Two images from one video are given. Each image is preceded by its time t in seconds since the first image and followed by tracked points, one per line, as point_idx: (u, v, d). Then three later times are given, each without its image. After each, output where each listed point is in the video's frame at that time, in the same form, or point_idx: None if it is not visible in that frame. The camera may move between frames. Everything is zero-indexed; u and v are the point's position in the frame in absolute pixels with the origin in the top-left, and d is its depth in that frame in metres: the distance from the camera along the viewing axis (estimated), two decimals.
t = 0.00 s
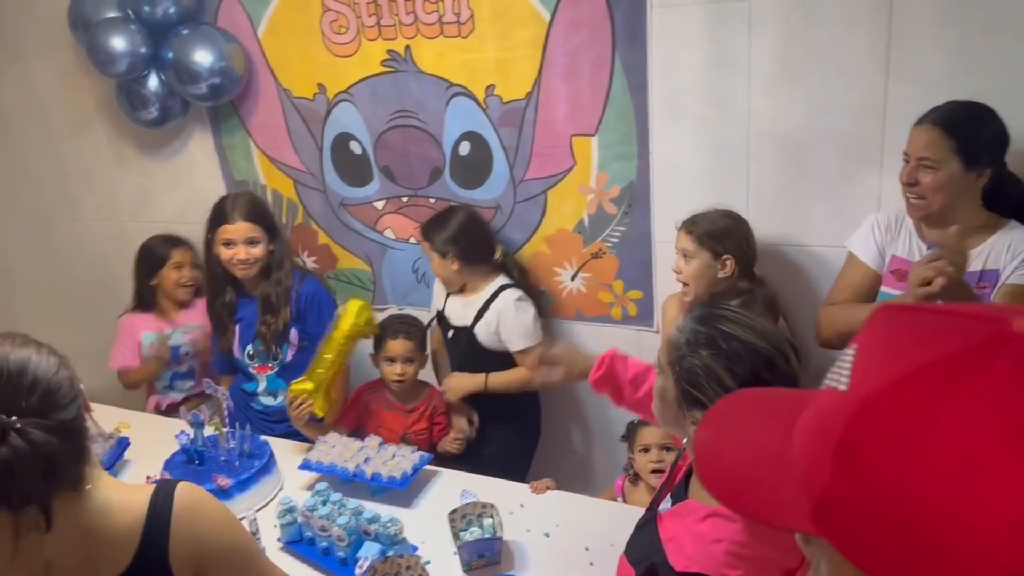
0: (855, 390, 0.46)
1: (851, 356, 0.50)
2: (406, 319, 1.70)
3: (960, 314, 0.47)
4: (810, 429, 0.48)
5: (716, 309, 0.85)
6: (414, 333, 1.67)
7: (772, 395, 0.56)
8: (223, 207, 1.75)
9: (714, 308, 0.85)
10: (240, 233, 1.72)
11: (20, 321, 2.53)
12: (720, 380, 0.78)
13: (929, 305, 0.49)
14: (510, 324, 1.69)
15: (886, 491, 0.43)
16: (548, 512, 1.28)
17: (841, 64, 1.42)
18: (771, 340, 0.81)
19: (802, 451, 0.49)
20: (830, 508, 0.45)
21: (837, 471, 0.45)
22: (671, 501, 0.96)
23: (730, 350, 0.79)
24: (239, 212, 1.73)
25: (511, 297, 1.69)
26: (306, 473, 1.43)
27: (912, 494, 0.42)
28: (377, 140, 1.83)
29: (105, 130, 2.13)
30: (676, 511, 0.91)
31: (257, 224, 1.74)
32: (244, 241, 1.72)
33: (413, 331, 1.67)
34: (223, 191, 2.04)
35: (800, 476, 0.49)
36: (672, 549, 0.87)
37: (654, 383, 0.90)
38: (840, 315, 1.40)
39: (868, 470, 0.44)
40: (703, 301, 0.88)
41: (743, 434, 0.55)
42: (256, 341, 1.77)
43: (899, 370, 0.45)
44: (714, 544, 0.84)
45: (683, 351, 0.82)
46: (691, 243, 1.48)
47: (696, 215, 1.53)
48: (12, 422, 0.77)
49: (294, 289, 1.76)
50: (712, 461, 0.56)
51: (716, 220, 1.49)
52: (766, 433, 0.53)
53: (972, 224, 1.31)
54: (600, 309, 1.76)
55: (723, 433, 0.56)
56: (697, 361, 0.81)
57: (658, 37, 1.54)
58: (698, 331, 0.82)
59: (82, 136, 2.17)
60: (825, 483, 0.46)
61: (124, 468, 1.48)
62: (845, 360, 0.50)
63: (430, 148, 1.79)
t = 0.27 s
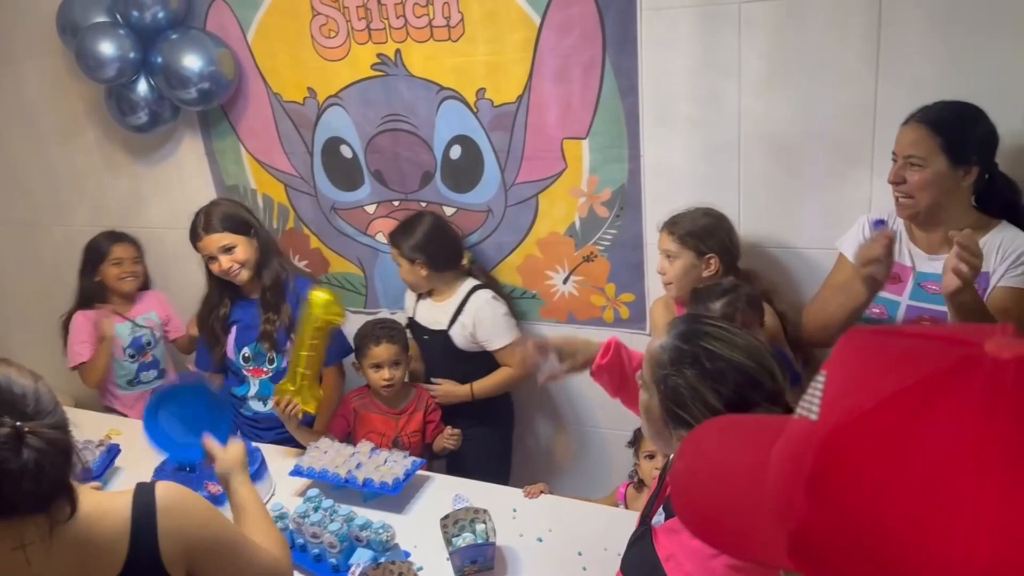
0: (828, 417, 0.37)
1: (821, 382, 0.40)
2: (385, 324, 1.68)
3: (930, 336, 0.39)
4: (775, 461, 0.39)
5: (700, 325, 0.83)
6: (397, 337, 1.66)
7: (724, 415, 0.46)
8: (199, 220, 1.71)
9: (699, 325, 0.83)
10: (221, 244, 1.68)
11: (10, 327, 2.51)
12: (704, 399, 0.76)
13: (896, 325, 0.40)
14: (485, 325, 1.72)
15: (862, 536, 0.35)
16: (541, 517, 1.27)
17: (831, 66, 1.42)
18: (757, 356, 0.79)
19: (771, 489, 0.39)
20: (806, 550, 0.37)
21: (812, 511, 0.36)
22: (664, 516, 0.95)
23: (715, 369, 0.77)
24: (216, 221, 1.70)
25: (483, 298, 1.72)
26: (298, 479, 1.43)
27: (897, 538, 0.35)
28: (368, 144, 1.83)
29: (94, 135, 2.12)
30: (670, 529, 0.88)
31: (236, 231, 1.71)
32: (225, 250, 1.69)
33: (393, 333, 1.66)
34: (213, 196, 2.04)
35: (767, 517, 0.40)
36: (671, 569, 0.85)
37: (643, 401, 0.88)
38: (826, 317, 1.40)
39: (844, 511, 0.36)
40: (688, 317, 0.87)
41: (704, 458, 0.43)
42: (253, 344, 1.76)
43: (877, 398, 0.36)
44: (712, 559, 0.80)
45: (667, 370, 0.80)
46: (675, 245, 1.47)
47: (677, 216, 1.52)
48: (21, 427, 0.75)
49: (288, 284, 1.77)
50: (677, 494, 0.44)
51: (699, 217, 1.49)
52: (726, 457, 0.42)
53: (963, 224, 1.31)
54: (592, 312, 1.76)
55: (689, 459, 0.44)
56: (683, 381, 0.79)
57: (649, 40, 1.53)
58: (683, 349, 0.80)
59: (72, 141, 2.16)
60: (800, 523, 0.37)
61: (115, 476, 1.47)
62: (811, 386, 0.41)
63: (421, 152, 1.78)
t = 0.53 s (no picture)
0: (836, 426, 0.38)
1: (831, 387, 0.41)
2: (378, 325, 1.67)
3: (941, 340, 0.40)
4: (783, 468, 0.40)
5: (693, 337, 0.83)
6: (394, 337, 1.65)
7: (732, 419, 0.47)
8: (213, 213, 1.72)
9: (690, 337, 0.82)
10: (229, 241, 1.69)
11: (9, 331, 2.51)
12: (698, 416, 0.76)
13: (906, 330, 0.41)
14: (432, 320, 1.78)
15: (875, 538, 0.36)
16: (542, 517, 1.27)
17: (827, 65, 1.42)
18: (749, 369, 0.78)
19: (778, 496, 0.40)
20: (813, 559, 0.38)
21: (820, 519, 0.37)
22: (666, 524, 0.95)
23: (707, 384, 0.77)
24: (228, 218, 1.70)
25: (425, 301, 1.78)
26: (298, 482, 1.43)
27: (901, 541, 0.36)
28: (366, 147, 1.83)
29: (92, 138, 2.12)
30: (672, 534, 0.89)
31: (246, 232, 1.71)
32: (231, 248, 1.69)
33: (394, 337, 1.65)
34: (211, 199, 2.04)
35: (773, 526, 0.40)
36: None
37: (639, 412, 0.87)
38: (824, 323, 1.40)
39: (853, 517, 0.36)
40: (681, 327, 0.86)
41: (709, 461, 0.44)
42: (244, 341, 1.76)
43: (885, 405, 0.37)
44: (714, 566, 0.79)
45: (660, 386, 0.80)
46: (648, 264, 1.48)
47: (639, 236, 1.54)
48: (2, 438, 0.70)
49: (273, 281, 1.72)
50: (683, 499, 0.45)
51: (662, 233, 1.51)
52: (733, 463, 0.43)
53: (950, 221, 1.31)
54: (591, 313, 1.76)
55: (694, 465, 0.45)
56: (676, 397, 0.78)
57: (646, 41, 1.54)
58: (674, 363, 0.80)
59: (70, 144, 2.16)
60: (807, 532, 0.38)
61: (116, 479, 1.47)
62: (821, 391, 0.42)
63: (419, 154, 1.79)
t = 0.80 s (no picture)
0: (850, 407, 0.37)
1: (845, 372, 0.40)
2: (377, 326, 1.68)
3: (955, 323, 0.39)
4: (795, 454, 0.39)
5: (698, 340, 0.83)
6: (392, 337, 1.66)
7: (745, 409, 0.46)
8: (213, 213, 1.70)
9: (694, 340, 0.83)
10: (230, 240, 1.68)
11: (11, 332, 2.51)
12: (702, 423, 0.76)
13: (919, 314, 0.41)
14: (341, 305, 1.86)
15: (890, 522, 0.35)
16: (545, 515, 1.27)
17: (827, 63, 1.42)
18: (753, 374, 0.78)
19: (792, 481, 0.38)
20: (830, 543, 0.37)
21: (834, 502, 0.36)
22: (667, 526, 0.95)
23: (711, 391, 0.77)
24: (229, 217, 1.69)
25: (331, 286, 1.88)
26: (301, 481, 1.43)
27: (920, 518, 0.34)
28: (367, 146, 1.83)
29: (93, 140, 2.12)
30: (673, 536, 0.89)
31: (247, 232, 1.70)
32: (231, 247, 1.68)
33: (394, 337, 1.67)
34: (212, 200, 2.04)
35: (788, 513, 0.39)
36: None
37: (642, 413, 0.88)
38: (824, 325, 1.40)
39: (869, 499, 0.35)
40: (686, 329, 0.86)
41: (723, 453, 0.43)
42: (247, 351, 1.76)
43: (898, 383, 0.36)
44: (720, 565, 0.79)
45: (665, 391, 0.81)
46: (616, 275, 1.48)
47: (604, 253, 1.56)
48: None
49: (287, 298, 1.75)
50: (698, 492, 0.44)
51: (625, 246, 1.53)
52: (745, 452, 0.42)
53: (940, 214, 1.31)
54: (593, 312, 1.76)
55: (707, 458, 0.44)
56: (681, 402, 0.79)
57: (646, 39, 1.54)
58: (679, 368, 0.80)
59: (70, 146, 2.16)
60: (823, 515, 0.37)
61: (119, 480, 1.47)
62: (835, 379, 0.41)
63: (420, 153, 1.79)
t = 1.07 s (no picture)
0: (859, 407, 0.40)
1: (849, 375, 0.44)
2: (383, 326, 1.68)
3: (955, 329, 0.42)
4: (802, 456, 0.41)
5: (701, 340, 0.82)
6: (396, 338, 1.66)
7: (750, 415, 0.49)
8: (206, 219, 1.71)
9: (698, 339, 0.82)
10: (217, 245, 1.67)
11: (12, 335, 2.51)
12: (705, 424, 0.77)
13: (921, 321, 0.44)
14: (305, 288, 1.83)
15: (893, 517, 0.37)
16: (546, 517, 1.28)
17: (827, 63, 1.42)
18: (757, 374, 0.78)
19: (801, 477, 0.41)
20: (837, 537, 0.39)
21: (845, 497, 0.38)
22: (672, 521, 0.95)
23: (714, 391, 0.77)
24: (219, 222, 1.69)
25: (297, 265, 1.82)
26: (302, 483, 1.43)
27: (923, 513, 0.36)
28: (367, 149, 1.83)
29: (93, 143, 2.12)
30: (675, 534, 0.89)
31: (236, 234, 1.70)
32: (220, 252, 1.68)
33: (396, 338, 1.66)
34: (213, 203, 2.04)
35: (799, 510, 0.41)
36: None
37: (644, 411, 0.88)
38: (823, 321, 1.40)
39: (876, 492, 0.37)
40: (690, 327, 0.85)
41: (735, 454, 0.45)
42: (257, 350, 1.76)
43: (906, 383, 0.39)
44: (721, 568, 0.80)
45: (668, 391, 0.81)
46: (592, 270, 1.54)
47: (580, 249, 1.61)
48: None
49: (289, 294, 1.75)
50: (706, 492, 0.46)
51: (602, 242, 1.57)
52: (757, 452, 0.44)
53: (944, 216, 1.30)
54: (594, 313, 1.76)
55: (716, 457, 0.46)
56: (684, 402, 0.79)
57: (646, 40, 1.54)
58: (683, 368, 0.80)
59: (70, 149, 2.16)
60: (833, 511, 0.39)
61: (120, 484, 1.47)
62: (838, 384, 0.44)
63: (420, 156, 1.79)
